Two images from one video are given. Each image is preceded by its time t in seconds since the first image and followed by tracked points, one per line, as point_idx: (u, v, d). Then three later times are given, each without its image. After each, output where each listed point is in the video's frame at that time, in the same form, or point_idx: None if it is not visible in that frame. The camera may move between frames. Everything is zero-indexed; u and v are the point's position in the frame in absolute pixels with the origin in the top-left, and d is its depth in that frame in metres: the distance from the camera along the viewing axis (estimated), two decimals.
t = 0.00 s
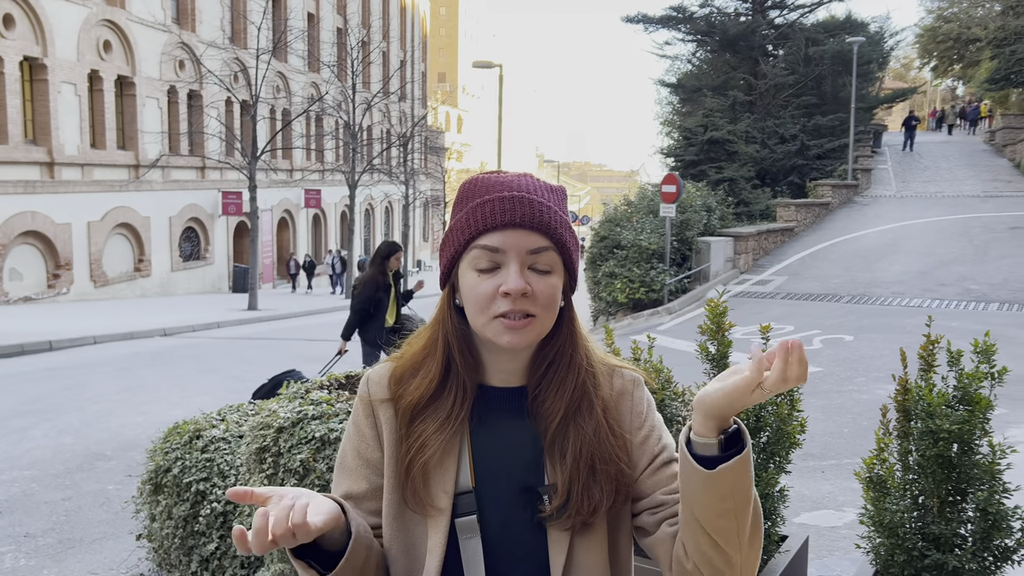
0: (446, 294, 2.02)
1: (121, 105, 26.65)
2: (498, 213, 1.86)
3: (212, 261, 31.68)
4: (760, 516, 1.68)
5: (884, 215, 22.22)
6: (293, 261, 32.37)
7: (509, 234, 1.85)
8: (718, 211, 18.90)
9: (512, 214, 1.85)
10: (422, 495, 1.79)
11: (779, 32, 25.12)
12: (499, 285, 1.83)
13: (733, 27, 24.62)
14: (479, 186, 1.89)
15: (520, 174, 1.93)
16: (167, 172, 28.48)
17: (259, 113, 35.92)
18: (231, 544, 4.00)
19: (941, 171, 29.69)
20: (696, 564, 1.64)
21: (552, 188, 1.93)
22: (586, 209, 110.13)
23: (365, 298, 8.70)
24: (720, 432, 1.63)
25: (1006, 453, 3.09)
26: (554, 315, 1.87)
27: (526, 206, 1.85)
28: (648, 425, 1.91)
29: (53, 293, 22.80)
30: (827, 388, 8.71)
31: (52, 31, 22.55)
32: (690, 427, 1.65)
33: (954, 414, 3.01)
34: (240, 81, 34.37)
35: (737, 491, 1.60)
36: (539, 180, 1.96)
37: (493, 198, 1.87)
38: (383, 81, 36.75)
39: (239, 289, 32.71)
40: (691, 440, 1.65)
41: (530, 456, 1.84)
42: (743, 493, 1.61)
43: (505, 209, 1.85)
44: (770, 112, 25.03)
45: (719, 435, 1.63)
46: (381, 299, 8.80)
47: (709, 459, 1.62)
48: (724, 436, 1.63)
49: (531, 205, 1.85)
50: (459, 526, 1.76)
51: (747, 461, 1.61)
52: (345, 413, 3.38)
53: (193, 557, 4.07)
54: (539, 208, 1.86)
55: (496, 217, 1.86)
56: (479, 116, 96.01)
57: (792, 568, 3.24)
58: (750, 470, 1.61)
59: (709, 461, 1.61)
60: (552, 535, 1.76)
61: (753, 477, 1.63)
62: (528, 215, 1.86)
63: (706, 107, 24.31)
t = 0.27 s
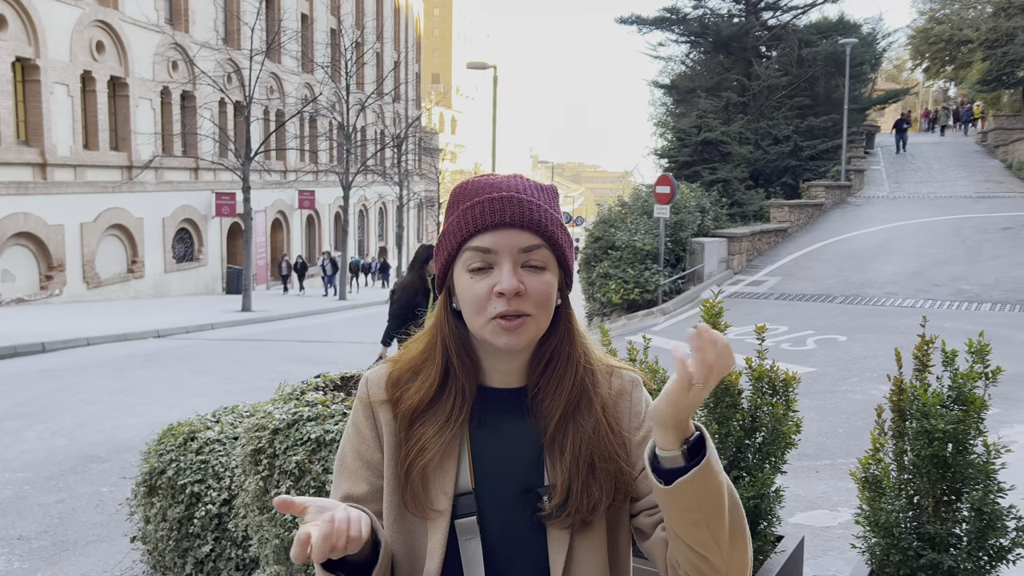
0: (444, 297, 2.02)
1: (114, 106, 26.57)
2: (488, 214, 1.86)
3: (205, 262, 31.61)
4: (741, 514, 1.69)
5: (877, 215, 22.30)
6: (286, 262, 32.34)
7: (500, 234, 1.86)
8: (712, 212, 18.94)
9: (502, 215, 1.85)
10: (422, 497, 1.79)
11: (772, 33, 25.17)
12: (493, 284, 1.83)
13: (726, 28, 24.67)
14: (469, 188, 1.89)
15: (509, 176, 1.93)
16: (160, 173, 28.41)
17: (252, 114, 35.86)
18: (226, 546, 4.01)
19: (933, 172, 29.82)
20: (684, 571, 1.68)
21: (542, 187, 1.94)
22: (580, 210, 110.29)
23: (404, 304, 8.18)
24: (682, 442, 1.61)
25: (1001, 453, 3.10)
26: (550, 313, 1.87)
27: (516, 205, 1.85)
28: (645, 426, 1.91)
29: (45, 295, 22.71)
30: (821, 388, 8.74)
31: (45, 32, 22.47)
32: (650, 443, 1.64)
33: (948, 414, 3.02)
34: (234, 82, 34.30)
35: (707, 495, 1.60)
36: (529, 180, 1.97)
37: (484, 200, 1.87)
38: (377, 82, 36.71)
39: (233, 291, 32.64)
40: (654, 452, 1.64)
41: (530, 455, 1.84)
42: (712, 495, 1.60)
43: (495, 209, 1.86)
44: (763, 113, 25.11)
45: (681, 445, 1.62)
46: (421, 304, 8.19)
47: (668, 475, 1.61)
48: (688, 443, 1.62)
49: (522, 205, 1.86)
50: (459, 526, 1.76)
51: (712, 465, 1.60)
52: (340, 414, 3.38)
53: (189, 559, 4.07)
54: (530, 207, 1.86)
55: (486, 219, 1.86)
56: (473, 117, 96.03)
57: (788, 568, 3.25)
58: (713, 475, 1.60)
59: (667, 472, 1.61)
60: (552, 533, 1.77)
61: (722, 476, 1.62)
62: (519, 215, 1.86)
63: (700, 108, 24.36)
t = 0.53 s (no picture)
0: (442, 299, 2.01)
1: (108, 106, 26.50)
2: (484, 215, 1.86)
3: (199, 263, 31.52)
4: (694, 526, 1.68)
5: (870, 216, 22.38)
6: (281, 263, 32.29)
7: (498, 234, 1.86)
8: (706, 213, 18.98)
9: (498, 215, 1.85)
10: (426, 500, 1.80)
11: (766, 35, 25.24)
12: (491, 285, 1.83)
13: (720, 30, 24.72)
14: (464, 191, 1.89)
15: (504, 175, 1.94)
16: (154, 174, 28.34)
17: (246, 115, 35.79)
18: (222, 548, 4.01)
19: (927, 173, 29.93)
20: None
21: (539, 188, 1.94)
22: (575, 211, 110.36)
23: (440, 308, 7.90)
24: (607, 498, 1.62)
25: (996, 453, 3.12)
26: (548, 313, 1.87)
27: (511, 205, 1.85)
28: (645, 426, 1.92)
29: (39, 296, 22.60)
30: (815, 389, 8.76)
31: (38, 33, 22.41)
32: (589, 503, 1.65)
33: (945, 414, 3.03)
34: (228, 82, 34.23)
35: (641, 538, 1.62)
36: (526, 179, 1.97)
37: (479, 200, 1.87)
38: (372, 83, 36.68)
39: (227, 292, 32.55)
40: (598, 516, 1.65)
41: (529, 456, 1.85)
42: (648, 532, 1.62)
43: (491, 209, 1.86)
44: (758, 114, 25.19)
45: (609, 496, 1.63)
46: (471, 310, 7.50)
47: (609, 522, 1.64)
48: (612, 498, 1.63)
49: (518, 205, 1.86)
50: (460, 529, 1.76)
51: (642, 494, 1.62)
52: (336, 415, 3.38)
53: (184, 561, 4.07)
54: (526, 207, 1.86)
55: (482, 219, 1.86)
56: (468, 117, 96.04)
57: (785, 568, 3.26)
58: (640, 514, 1.61)
59: (609, 518, 1.64)
60: (553, 534, 1.78)
61: (657, 497, 1.64)
62: (516, 214, 1.86)
63: (694, 109, 24.40)
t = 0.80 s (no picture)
0: (442, 302, 2.01)
1: (102, 107, 26.42)
2: (479, 219, 1.85)
3: (193, 264, 31.44)
4: (689, 537, 1.69)
5: (864, 217, 22.45)
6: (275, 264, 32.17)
7: (494, 237, 1.86)
8: (701, 213, 19.02)
9: (491, 218, 1.85)
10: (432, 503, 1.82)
11: (760, 36, 25.29)
12: (489, 288, 1.83)
13: (715, 31, 24.78)
14: (457, 195, 1.89)
15: (495, 178, 1.94)
16: (148, 175, 28.26)
17: (241, 115, 35.74)
18: (218, 549, 4.01)
19: (921, 174, 30.02)
20: None
21: (532, 188, 1.94)
22: (570, 212, 110.41)
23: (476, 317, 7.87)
24: (600, 515, 1.64)
25: (993, 453, 3.13)
26: (548, 314, 1.87)
27: (505, 207, 1.85)
28: (646, 426, 1.92)
29: (32, 297, 22.51)
30: (811, 390, 8.78)
31: (32, 33, 22.34)
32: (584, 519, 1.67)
33: (942, 414, 3.05)
34: (222, 83, 34.15)
35: (634, 551, 1.64)
36: (520, 180, 1.96)
37: (472, 204, 1.87)
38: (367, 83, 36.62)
39: (221, 293, 32.46)
40: (592, 532, 1.68)
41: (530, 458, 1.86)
42: (639, 544, 1.63)
43: (484, 214, 1.85)
44: (752, 115, 25.26)
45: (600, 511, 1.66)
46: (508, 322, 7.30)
47: (604, 538, 1.66)
48: (604, 515, 1.66)
49: (513, 208, 1.85)
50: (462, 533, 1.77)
51: (631, 508, 1.64)
52: (334, 416, 3.39)
53: (181, 563, 4.06)
54: (520, 208, 1.85)
55: (476, 224, 1.86)
56: (463, 118, 96.01)
57: (783, 569, 3.26)
58: (632, 528, 1.63)
59: (602, 534, 1.67)
60: (557, 536, 1.79)
61: (647, 508, 1.65)
62: (509, 218, 1.86)
63: (689, 110, 24.44)
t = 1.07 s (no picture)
0: (444, 304, 2.01)
1: (96, 106, 26.34)
2: (481, 219, 1.85)
3: (188, 264, 31.36)
4: (689, 543, 1.68)
5: (859, 218, 22.52)
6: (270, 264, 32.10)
7: (496, 238, 1.86)
8: (697, 214, 19.06)
9: (494, 219, 1.85)
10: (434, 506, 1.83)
11: (755, 37, 25.36)
12: (491, 289, 1.83)
13: (710, 32, 24.82)
14: (460, 195, 1.89)
15: (498, 179, 1.94)
16: (142, 175, 28.19)
17: (236, 115, 35.68)
18: (214, 550, 4.00)
19: (915, 175, 30.11)
20: None
21: (534, 188, 1.94)
22: (565, 212, 110.42)
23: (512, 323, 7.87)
24: (599, 523, 1.65)
25: (990, 453, 3.15)
26: (550, 316, 1.88)
27: (509, 209, 1.85)
28: (649, 428, 1.92)
29: (25, 297, 22.44)
30: (806, 390, 8.80)
31: (25, 32, 22.26)
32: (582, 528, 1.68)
33: (940, 415, 3.07)
34: (217, 82, 34.08)
35: (633, 558, 1.64)
36: (522, 181, 1.96)
37: (474, 205, 1.87)
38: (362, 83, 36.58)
39: (216, 293, 32.38)
40: (592, 542, 1.69)
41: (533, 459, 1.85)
42: (638, 551, 1.64)
43: (486, 215, 1.85)
44: (747, 116, 25.34)
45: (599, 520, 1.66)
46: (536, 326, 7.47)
47: (603, 546, 1.67)
48: (603, 523, 1.66)
49: (515, 209, 1.85)
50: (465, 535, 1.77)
51: (629, 516, 1.64)
52: (331, 417, 3.39)
53: (176, 564, 4.05)
54: (523, 209, 1.85)
55: (479, 225, 1.86)
56: (458, 118, 95.98)
57: (780, 569, 3.27)
58: (630, 536, 1.63)
59: (602, 542, 1.67)
60: (560, 539, 1.79)
61: (645, 515, 1.65)
62: (513, 219, 1.86)
63: (685, 111, 24.48)
